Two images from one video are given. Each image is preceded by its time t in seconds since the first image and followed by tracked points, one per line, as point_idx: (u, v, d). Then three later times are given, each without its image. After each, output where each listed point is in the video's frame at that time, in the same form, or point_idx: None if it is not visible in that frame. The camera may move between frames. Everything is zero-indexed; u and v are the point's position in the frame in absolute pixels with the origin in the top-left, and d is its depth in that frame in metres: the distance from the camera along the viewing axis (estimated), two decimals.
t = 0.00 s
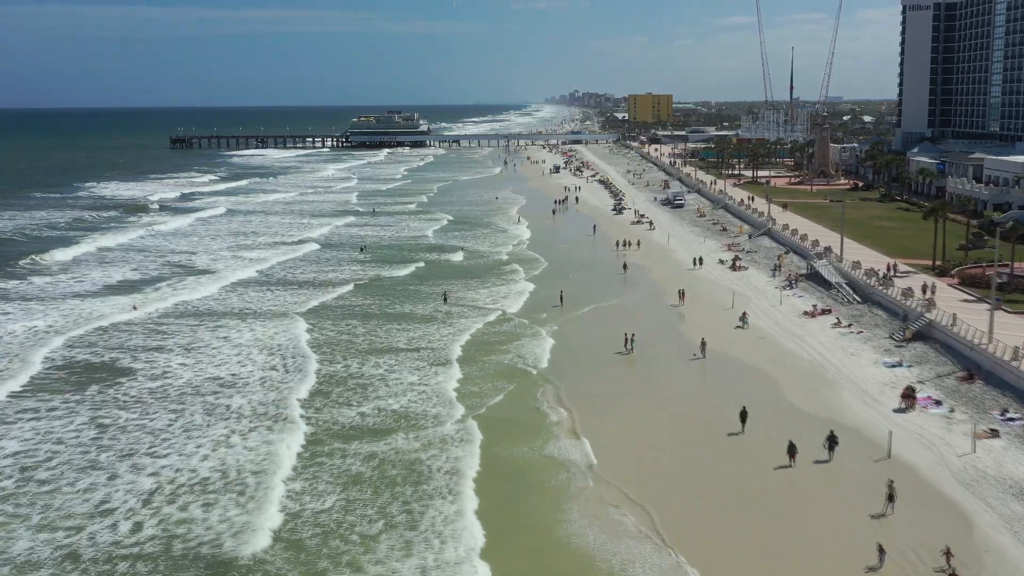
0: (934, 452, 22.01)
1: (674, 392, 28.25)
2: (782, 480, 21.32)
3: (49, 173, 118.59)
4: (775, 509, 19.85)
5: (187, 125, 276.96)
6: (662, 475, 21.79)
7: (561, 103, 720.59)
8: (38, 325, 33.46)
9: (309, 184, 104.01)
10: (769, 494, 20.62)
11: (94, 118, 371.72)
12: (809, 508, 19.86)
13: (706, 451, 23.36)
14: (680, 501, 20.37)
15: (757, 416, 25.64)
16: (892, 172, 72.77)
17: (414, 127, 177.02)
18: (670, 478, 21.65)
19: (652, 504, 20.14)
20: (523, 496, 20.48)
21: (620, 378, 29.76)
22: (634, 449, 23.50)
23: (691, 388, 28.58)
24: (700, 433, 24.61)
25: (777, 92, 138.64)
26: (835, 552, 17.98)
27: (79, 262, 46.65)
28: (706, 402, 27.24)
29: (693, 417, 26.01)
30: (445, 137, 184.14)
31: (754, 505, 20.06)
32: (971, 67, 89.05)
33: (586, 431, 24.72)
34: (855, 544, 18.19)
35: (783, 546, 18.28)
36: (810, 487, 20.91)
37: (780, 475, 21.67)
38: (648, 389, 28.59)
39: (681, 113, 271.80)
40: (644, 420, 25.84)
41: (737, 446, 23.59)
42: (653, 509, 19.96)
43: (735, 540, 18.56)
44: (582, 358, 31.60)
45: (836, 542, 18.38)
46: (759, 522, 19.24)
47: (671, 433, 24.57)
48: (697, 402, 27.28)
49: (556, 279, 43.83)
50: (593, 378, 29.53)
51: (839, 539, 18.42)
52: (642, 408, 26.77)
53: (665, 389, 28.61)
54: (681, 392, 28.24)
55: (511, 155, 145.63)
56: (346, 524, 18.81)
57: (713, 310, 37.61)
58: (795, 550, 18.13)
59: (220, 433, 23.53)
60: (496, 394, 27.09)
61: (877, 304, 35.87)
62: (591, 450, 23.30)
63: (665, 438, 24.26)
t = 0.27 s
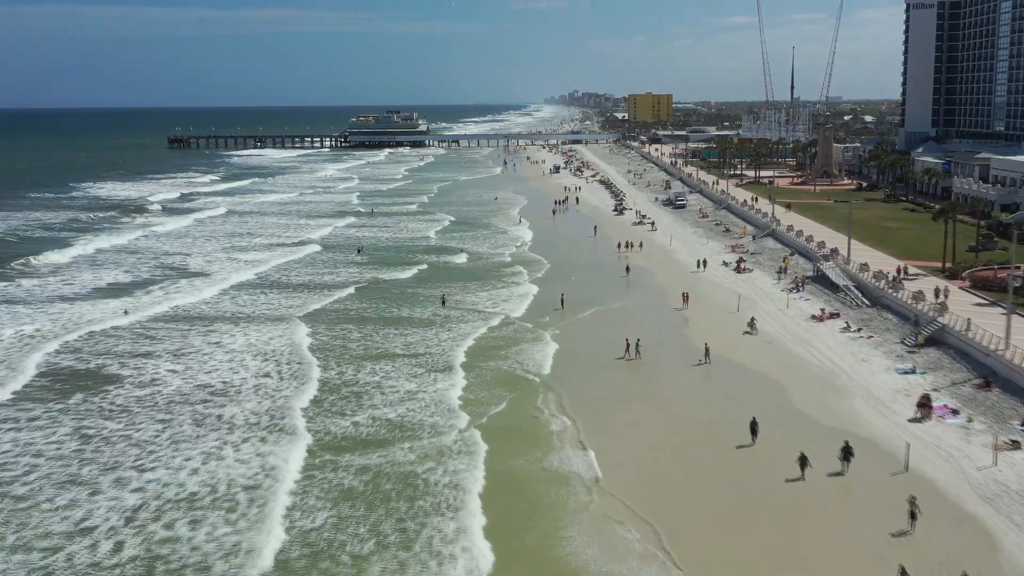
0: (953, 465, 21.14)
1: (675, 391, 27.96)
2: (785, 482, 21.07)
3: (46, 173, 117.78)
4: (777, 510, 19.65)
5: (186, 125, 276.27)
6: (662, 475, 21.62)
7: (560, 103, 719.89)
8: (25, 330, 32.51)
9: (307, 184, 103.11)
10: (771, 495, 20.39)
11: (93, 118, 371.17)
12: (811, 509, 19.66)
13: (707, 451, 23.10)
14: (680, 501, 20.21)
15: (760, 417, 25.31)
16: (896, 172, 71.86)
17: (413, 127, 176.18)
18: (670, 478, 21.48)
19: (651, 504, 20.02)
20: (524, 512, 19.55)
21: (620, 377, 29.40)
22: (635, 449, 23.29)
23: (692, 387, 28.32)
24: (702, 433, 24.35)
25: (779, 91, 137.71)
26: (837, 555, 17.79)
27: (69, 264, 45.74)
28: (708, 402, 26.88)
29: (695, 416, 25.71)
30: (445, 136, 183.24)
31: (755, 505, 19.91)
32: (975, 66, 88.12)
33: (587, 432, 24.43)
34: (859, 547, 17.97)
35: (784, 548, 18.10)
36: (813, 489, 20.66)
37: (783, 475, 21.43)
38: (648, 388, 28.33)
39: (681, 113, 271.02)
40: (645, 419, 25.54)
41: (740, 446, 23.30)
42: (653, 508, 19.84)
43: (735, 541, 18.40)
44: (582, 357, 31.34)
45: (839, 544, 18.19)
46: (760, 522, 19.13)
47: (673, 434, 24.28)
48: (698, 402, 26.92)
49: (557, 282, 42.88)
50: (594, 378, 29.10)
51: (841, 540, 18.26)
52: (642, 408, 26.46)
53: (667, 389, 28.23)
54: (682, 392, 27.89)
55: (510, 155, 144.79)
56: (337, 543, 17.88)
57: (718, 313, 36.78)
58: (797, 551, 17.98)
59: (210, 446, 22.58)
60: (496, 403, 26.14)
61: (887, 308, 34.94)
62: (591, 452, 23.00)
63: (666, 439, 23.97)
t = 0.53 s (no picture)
0: (974, 478, 20.22)
1: (676, 391, 27.55)
2: (789, 483, 20.68)
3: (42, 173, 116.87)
4: (779, 512, 19.31)
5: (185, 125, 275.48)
6: (663, 476, 21.29)
7: (560, 103, 718.90)
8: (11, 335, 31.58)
9: (305, 184, 102.20)
10: (774, 496, 20.03)
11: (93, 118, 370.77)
12: (814, 510, 19.32)
13: (710, 451, 22.72)
14: (682, 502, 19.92)
15: (763, 417, 24.90)
16: (901, 172, 70.92)
17: (412, 127, 175.26)
18: (671, 479, 21.16)
19: (650, 505, 19.74)
20: (524, 529, 18.57)
21: (621, 377, 28.94)
22: (636, 449, 22.94)
23: (693, 387, 27.92)
24: (704, 433, 23.96)
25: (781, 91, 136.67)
26: (840, 558, 17.44)
27: (59, 266, 44.80)
28: (711, 403, 26.43)
29: (697, 416, 25.29)
30: (444, 136, 182.18)
31: (757, 506, 19.59)
32: (980, 65, 87.18)
33: (587, 433, 24.07)
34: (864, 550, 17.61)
35: (786, 550, 17.78)
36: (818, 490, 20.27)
37: (786, 476, 21.06)
38: (649, 387, 27.95)
39: (682, 113, 270.09)
40: (647, 419, 25.14)
41: (744, 447, 22.90)
42: (652, 509, 19.57)
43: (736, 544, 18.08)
44: (582, 357, 30.96)
45: (842, 546, 17.85)
46: (761, 524, 18.83)
47: (674, 434, 23.89)
48: (700, 402, 26.46)
49: (558, 284, 41.93)
50: (595, 379, 28.61)
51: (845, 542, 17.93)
52: (643, 408, 26.06)
53: (668, 389, 27.78)
54: (684, 392, 27.46)
55: (510, 155, 143.85)
56: (326, 564, 16.94)
57: (724, 316, 35.91)
58: (799, 553, 17.66)
59: (199, 458, 21.61)
60: (495, 411, 25.17)
61: (898, 312, 33.99)
62: (592, 454, 22.58)
63: (668, 440, 23.56)
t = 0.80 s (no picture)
0: (997, 489, 19.38)
1: (677, 390, 27.10)
2: (792, 484, 20.26)
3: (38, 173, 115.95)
4: (782, 513, 18.91)
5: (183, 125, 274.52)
6: (665, 477, 20.86)
7: (560, 102, 717.22)
8: None
9: (303, 184, 101.26)
10: (777, 497, 19.63)
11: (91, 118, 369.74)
12: (817, 512, 18.91)
13: (711, 451, 22.29)
14: (683, 502, 19.54)
15: (765, 417, 24.43)
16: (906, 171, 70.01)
17: (411, 126, 174.30)
18: (673, 479, 20.74)
19: (650, 505, 19.35)
20: (527, 543, 17.60)
21: (621, 376, 28.44)
22: (636, 449, 22.50)
23: (693, 385, 27.46)
24: (705, 433, 23.51)
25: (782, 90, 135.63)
26: (845, 561, 17.02)
27: (47, 267, 43.84)
28: (712, 401, 25.96)
29: (697, 416, 24.83)
30: (443, 136, 181.10)
31: (759, 507, 19.20)
32: (984, 62, 86.25)
33: (587, 432, 23.62)
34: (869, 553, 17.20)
35: (789, 551, 17.38)
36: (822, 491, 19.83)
37: (789, 477, 20.65)
38: (649, 386, 27.48)
39: (682, 113, 269.13)
40: (647, 418, 24.67)
41: (745, 447, 22.46)
42: (653, 509, 19.18)
43: (738, 545, 17.68)
44: (581, 355, 30.48)
45: (846, 549, 17.46)
46: (762, 524, 18.45)
47: (675, 434, 23.45)
48: (701, 401, 25.98)
49: (559, 284, 40.98)
50: (594, 378, 28.08)
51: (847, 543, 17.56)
52: (643, 407, 25.59)
53: (669, 388, 27.31)
54: (685, 391, 26.99)
55: (510, 154, 142.86)
56: None
57: (729, 317, 35.06)
58: (802, 554, 17.27)
59: (186, 467, 20.65)
60: (494, 418, 24.21)
61: (909, 313, 33.07)
62: (594, 455, 22.06)
63: (668, 440, 23.10)
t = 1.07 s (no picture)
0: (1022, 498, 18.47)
1: (677, 388, 26.56)
2: (794, 485, 19.72)
3: (34, 173, 115.02)
4: (784, 514, 18.40)
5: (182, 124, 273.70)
6: (665, 477, 20.33)
7: (560, 102, 716.52)
8: None
9: (301, 183, 100.36)
10: (779, 498, 19.10)
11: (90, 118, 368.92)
12: (819, 513, 18.39)
13: (712, 451, 21.76)
14: (683, 502, 19.04)
15: (767, 417, 23.89)
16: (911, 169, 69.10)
17: (410, 125, 173.51)
18: (673, 479, 20.23)
19: (648, 505, 18.88)
20: (530, 558, 16.62)
21: (621, 374, 27.88)
22: (637, 448, 21.97)
23: (694, 384, 26.91)
24: (706, 433, 22.97)
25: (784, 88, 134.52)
26: (849, 564, 16.49)
27: (36, 266, 42.93)
28: (713, 400, 25.41)
29: (698, 415, 24.29)
30: (442, 135, 179.98)
31: (760, 508, 18.69)
32: (989, 60, 85.33)
33: (586, 431, 23.05)
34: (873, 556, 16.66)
35: (791, 554, 16.86)
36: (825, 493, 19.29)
37: (791, 476, 20.13)
38: (649, 385, 26.96)
39: (682, 113, 268.23)
40: (647, 418, 24.12)
41: (747, 447, 21.91)
42: (652, 509, 18.69)
43: (739, 546, 17.17)
44: (581, 353, 29.94)
45: (849, 551, 16.94)
46: (762, 525, 17.96)
47: (675, 433, 22.92)
48: (701, 400, 25.43)
49: (560, 284, 40.01)
50: (594, 376, 27.49)
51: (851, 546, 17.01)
52: (643, 406, 25.05)
53: (669, 387, 26.75)
54: (685, 389, 26.45)
55: (510, 154, 141.96)
56: None
57: (734, 316, 34.21)
58: (804, 557, 16.75)
59: (172, 476, 19.67)
60: (494, 423, 23.23)
61: (921, 313, 32.14)
62: (593, 453, 21.60)
63: (669, 440, 22.55)
